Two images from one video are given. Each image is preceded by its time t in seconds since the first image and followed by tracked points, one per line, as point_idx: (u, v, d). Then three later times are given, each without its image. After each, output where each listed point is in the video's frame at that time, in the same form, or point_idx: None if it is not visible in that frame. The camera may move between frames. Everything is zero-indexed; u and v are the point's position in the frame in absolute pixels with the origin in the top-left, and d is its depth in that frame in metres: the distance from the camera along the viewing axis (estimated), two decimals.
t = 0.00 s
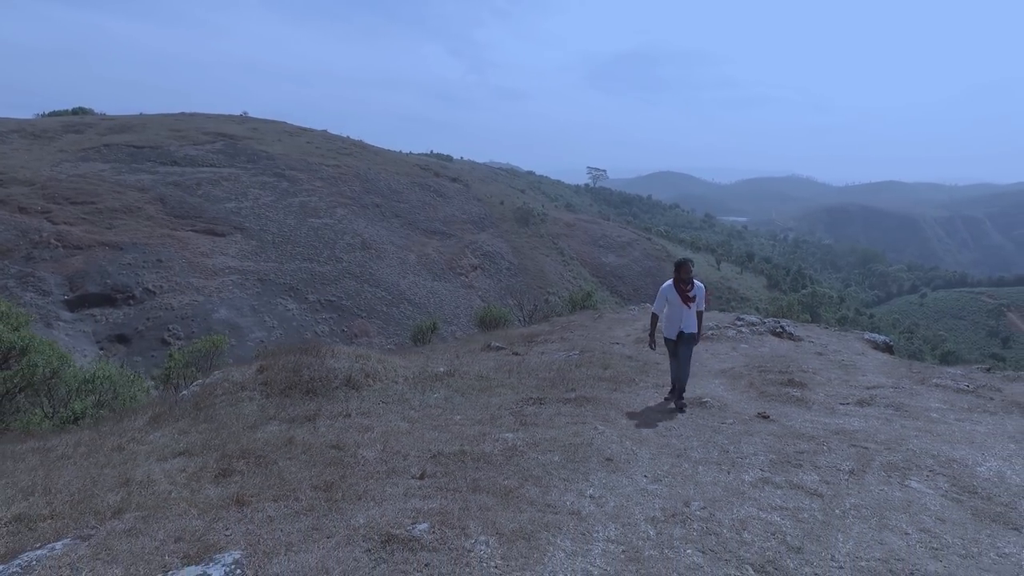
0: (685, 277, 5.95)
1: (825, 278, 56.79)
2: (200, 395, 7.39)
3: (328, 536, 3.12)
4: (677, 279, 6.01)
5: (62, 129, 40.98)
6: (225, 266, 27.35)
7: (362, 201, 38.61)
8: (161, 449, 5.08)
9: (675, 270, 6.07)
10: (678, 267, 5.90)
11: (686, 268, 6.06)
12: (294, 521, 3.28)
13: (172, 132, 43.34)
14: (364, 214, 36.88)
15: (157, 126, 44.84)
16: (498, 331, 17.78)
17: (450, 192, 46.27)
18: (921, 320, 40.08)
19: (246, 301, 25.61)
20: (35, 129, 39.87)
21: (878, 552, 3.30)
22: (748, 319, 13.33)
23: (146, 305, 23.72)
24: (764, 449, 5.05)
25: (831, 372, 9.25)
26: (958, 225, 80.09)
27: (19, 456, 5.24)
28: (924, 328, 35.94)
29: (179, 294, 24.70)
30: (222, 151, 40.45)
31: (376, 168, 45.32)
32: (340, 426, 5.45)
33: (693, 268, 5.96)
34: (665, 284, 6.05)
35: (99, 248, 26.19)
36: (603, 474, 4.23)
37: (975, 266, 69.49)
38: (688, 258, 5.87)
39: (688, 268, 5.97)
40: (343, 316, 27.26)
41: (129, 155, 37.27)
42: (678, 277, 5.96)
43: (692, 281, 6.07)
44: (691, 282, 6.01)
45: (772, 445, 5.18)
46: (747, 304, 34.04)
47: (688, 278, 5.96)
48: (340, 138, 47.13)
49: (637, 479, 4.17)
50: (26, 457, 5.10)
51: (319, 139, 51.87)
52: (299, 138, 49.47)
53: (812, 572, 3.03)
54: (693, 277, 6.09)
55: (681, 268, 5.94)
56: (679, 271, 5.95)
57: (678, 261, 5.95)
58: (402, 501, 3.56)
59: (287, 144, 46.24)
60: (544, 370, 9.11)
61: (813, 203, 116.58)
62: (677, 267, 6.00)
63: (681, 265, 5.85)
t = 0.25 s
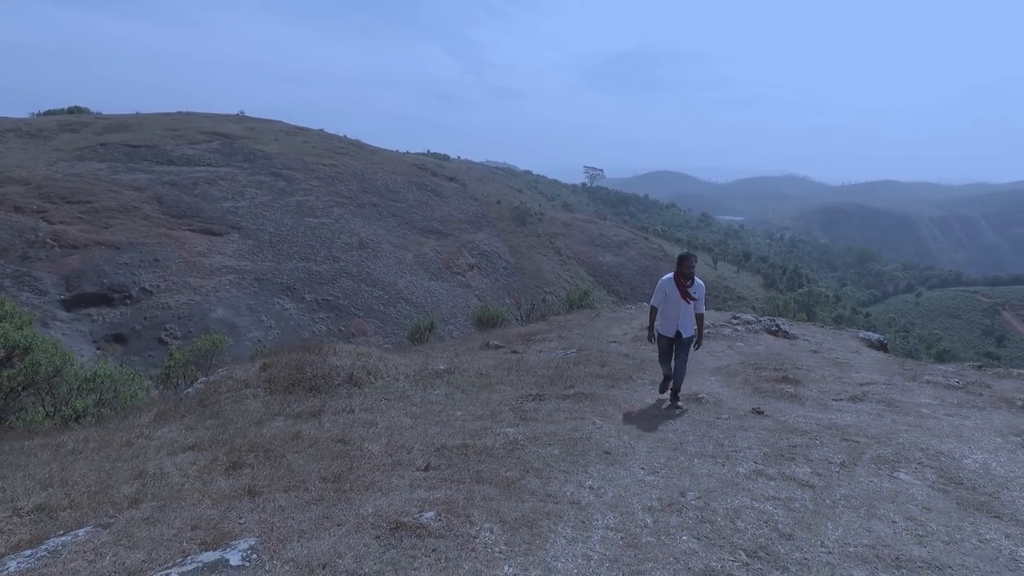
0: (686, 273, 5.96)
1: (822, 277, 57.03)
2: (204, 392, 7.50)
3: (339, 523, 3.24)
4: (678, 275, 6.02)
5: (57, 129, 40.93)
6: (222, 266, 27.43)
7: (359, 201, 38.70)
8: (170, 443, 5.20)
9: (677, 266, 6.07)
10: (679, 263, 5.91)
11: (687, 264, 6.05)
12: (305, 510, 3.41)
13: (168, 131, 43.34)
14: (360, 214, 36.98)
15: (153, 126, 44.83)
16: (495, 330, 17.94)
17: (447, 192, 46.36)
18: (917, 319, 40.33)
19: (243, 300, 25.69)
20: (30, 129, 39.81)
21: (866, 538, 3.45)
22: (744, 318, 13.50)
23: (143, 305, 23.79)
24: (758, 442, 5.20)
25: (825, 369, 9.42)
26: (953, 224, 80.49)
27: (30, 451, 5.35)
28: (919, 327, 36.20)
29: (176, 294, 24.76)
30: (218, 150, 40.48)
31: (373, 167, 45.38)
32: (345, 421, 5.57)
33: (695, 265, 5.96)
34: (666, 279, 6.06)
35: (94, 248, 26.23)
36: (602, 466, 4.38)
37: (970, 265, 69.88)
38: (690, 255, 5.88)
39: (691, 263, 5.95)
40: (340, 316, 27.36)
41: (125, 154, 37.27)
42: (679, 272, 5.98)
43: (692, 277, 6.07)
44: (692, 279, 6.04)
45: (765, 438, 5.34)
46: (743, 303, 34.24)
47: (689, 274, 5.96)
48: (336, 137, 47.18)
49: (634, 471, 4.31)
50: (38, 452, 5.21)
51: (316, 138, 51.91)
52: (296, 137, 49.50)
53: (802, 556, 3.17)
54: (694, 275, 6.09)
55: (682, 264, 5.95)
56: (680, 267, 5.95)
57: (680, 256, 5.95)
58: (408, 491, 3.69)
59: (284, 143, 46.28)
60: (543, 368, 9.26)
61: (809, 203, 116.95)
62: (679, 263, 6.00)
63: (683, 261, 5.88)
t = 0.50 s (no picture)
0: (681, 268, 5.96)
1: (817, 277, 57.32)
2: (210, 391, 7.64)
3: (351, 515, 3.39)
4: (673, 269, 6.03)
5: (53, 129, 40.95)
6: (219, 266, 27.52)
7: (355, 201, 38.82)
8: (181, 441, 5.35)
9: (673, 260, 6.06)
10: (674, 258, 5.91)
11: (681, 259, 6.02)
12: (318, 502, 3.56)
13: (164, 132, 43.39)
14: (357, 214, 37.09)
15: (149, 126, 44.87)
16: (493, 330, 18.10)
17: (444, 192, 46.50)
18: (911, 318, 40.63)
19: (240, 301, 25.80)
20: (25, 129, 39.81)
21: (852, 529, 3.61)
22: (739, 318, 13.69)
23: (140, 305, 23.90)
24: (752, 439, 5.37)
25: (818, 369, 9.61)
26: (948, 224, 80.98)
27: (43, 448, 5.49)
28: (914, 327, 36.48)
29: (172, 294, 24.87)
30: (215, 151, 40.57)
31: (370, 168, 45.50)
32: (350, 419, 5.73)
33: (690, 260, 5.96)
34: (661, 274, 6.06)
35: (91, 249, 26.33)
36: (601, 461, 4.54)
37: (965, 265, 70.33)
38: (685, 250, 5.87)
39: (686, 259, 5.93)
40: (337, 316, 27.49)
41: (121, 155, 37.33)
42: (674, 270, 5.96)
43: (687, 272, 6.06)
44: (688, 274, 6.02)
45: (759, 435, 5.50)
46: (739, 303, 34.47)
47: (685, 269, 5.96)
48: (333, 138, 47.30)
49: (632, 466, 4.47)
50: (52, 449, 5.36)
51: (312, 138, 51.99)
52: (293, 138, 49.58)
53: (791, 544, 3.34)
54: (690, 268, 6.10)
55: (677, 259, 5.95)
56: (675, 262, 5.95)
57: (675, 251, 5.95)
58: (415, 485, 3.84)
59: (280, 144, 46.36)
60: (541, 367, 9.42)
61: (805, 203, 117.44)
62: (674, 258, 6.00)
63: (678, 258, 5.86)
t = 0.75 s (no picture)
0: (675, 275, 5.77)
1: (815, 278, 57.59)
2: (216, 392, 7.76)
3: (362, 510, 3.52)
4: (667, 278, 5.85)
5: (50, 129, 41.02)
6: (217, 267, 27.62)
7: (354, 202, 38.95)
8: (191, 441, 5.47)
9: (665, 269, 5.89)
10: (666, 266, 5.72)
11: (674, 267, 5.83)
12: (330, 498, 3.69)
13: (162, 132, 43.50)
14: (355, 215, 37.23)
15: (147, 127, 44.99)
16: (492, 331, 18.24)
17: (442, 193, 46.65)
18: (908, 318, 40.86)
19: (238, 301, 25.92)
20: (23, 129, 39.87)
21: (846, 523, 3.75)
22: (737, 318, 13.85)
23: (138, 306, 24.02)
24: (748, 437, 5.51)
25: (814, 369, 9.76)
26: (945, 225, 81.42)
27: (55, 447, 5.61)
28: (911, 327, 36.70)
29: (170, 295, 24.97)
30: (213, 151, 40.66)
31: (368, 168, 45.65)
32: (356, 418, 5.84)
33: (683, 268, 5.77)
34: (655, 284, 5.88)
35: (89, 249, 26.44)
36: (602, 459, 4.67)
37: (961, 266, 70.79)
38: (678, 256, 5.69)
39: (679, 265, 5.75)
40: (335, 317, 27.62)
41: (119, 155, 37.44)
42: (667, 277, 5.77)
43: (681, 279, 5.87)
44: (681, 282, 5.84)
45: (755, 434, 5.64)
46: (737, 303, 34.68)
47: (678, 276, 5.77)
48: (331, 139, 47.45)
49: (632, 463, 4.61)
50: (66, 448, 5.50)
51: (310, 139, 52.13)
52: (291, 138, 49.71)
53: (786, 538, 3.47)
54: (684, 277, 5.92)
55: (669, 267, 5.77)
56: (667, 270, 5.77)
57: (667, 259, 5.77)
58: (423, 482, 3.97)
59: (278, 144, 46.49)
60: (541, 368, 9.56)
61: (802, 204, 117.89)
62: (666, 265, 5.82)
63: (670, 264, 5.69)
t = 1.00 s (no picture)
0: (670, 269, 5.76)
1: (811, 277, 57.80)
2: (223, 390, 7.90)
3: (374, 501, 3.66)
4: (662, 271, 5.84)
5: (47, 129, 41.02)
6: (215, 267, 27.70)
7: (351, 202, 39.05)
8: (202, 437, 5.60)
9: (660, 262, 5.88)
10: (661, 260, 5.72)
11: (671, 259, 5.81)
12: (342, 490, 3.83)
13: (159, 132, 43.53)
14: (353, 215, 37.32)
15: (144, 127, 45.02)
16: (491, 330, 18.37)
17: (439, 193, 46.77)
18: (905, 318, 41.07)
19: (236, 301, 26.02)
20: (19, 129, 39.86)
21: (838, 512, 3.90)
22: (734, 317, 14.00)
23: (135, 306, 24.10)
24: (745, 432, 5.66)
25: (810, 366, 9.93)
26: (941, 224, 81.76)
27: (69, 444, 5.73)
28: (908, 326, 36.91)
29: (168, 295, 25.05)
30: (210, 151, 40.73)
31: (365, 168, 45.74)
32: (363, 415, 5.98)
33: (678, 260, 5.77)
34: (651, 279, 5.87)
35: (86, 249, 26.52)
36: (604, 453, 4.81)
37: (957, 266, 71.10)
38: (672, 249, 5.68)
39: (674, 257, 5.72)
40: (333, 317, 27.73)
41: (116, 155, 37.50)
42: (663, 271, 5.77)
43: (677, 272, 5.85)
44: (678, 275, 5.83)
45: (752, 429, 5.79)
46: (734, 303, 34.85)
47: (673, 269, 5.76)
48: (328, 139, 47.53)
49: (633, 457, 4.76)
50: (80, 444, 5.63)
51: (307, 139, 52.19)
52: (288, 138, 49.78)
53: (781, 526, 3.62)
54: (680, 268, 5.90)
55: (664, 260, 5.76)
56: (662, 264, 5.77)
57: (661, 252, 5.75)
58: (432, 474, 4.11)
59: (276, 144, 46.55)
60: (541, 366, 9.70)
61: (799, 204, 118.20)
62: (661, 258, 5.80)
63: (665, 258, 5.67)
